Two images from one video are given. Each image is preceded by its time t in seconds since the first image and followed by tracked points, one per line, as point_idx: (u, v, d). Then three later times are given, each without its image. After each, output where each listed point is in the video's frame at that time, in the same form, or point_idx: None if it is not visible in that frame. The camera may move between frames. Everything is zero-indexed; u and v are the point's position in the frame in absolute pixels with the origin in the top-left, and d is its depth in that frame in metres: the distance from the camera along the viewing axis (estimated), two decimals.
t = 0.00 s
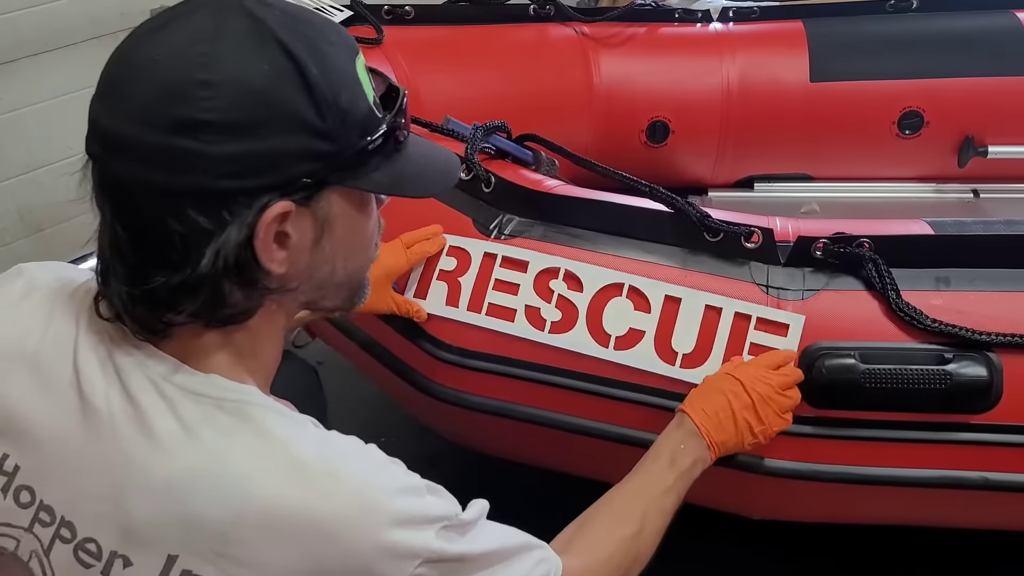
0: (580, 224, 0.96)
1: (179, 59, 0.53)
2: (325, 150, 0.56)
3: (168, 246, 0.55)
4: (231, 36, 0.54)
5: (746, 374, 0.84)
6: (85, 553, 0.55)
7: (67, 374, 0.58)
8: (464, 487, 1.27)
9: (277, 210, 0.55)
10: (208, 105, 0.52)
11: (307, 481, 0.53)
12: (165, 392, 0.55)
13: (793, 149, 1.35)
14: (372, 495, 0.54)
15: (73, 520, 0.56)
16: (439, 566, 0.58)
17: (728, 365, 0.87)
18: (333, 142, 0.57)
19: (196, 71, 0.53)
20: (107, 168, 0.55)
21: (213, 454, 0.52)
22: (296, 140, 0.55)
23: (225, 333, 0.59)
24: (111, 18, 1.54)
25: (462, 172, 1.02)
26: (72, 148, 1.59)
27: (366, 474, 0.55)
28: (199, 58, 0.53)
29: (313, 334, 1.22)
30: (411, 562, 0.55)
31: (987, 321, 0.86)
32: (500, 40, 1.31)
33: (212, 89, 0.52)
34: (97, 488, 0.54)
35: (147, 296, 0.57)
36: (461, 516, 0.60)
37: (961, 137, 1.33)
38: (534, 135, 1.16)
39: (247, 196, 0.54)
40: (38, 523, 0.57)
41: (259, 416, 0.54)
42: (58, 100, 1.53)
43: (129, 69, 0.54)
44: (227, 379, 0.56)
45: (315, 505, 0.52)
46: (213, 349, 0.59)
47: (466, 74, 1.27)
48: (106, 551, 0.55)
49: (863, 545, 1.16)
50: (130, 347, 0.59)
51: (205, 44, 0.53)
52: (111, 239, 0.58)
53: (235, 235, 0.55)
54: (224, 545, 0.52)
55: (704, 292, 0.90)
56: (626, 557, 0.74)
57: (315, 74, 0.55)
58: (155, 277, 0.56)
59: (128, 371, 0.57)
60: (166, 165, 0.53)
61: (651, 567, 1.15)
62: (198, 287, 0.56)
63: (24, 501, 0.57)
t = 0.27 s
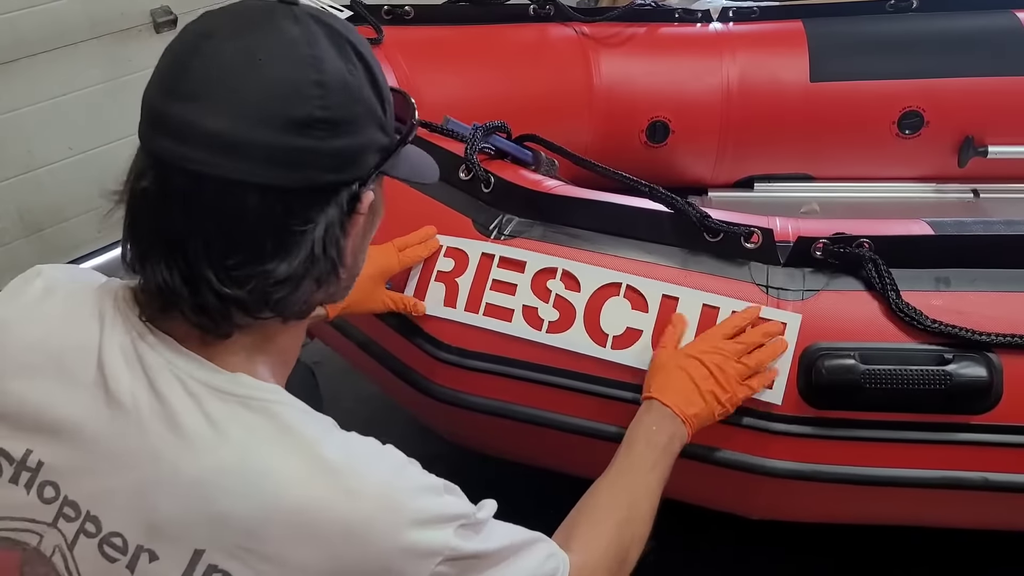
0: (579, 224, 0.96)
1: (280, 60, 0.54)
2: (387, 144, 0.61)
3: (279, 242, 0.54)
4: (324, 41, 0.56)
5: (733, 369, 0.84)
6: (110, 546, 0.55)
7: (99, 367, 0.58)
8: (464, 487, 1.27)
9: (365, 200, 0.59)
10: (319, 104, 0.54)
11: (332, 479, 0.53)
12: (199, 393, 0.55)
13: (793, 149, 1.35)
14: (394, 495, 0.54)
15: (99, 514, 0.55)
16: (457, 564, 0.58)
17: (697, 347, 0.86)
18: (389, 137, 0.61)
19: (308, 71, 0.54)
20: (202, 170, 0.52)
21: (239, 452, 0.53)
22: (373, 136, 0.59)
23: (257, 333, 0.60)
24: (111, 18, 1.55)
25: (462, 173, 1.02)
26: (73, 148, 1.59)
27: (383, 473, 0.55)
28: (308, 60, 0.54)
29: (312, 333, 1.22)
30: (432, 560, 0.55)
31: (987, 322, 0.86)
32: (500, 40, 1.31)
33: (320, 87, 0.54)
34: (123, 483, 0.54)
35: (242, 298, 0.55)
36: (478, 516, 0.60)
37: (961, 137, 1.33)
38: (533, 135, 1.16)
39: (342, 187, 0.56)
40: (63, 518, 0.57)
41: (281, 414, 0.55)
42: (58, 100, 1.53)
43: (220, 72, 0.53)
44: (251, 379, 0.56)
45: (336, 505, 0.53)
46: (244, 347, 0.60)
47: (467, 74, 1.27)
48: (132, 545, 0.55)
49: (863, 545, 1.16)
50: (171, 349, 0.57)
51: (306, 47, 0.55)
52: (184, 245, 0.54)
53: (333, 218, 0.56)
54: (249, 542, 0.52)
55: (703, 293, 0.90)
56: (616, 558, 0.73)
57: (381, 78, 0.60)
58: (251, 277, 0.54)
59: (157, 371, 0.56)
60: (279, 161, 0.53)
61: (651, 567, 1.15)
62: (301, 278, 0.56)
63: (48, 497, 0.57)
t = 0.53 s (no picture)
0: (579, 223, 0.96)
1: (252, 63, 0.53)
2: (365, 148, 0.60)
3: (246, 245, 0.54)
4: (298, 44, 0.55)
5: (729, 387, 0.85)
6: (98, 546, 0.55)
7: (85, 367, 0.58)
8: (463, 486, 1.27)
9: (337, 207, 0.58)
10: (288, 108, 0.54)
11: (322, 477, 0.53)
12: (186, 392, 0.55)
13: (792, 149, 1.35)
14: (384, 489, 0.54)
15: (86, 514, 0.55)
16: (448, 556, 0.58)
17: (687, 369, 0.87)
18: (369, 141, 0.61)
19: (278, 75, 0.54)
20: (171, 172, 0.52)
21: (226, 449, 0.53)
22: (349, 141, 0.58)
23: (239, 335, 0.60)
24: (111, 19, 1.55)
25: (462, 172, 1.02)
26: (73, 148, 1.60)
27: (377, 468, 0.55)
28: (279, 64, 0.54)
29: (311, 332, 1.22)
30: (422, 553, 0.55)
31: (986, 320, 0.86)
32: (499, 40, 1.31)
33: (290, 91, 0.54)
34: (111, 483, 0.54)
35: (210, 299, 0.55)
36: (468, 507, 0.60)
37: (960, 137, 1.33)
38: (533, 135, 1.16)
39: (313, 192, 0.56)
40: (49, 518, 0.57)
41: (268, 412, 0.55)
42: (59, 100, 1.53)
43: (193, 74, 0.53)
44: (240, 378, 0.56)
45: (331, 501, 0.53)
46: (230, 351, 0.60)
47: (466, 74, 1.27)
48: (122, 543, 0.54)
49: (863, 545, 1.16)
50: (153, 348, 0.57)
51: (279, 51, 0.54)
52: (154, 245, 0.54)
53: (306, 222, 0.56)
54: (241, 539, 0.53)
55: (703, 291, 0.90)
56: (620, 555, 0.72)
57: (360, 81, 0.59)
58: (218, 279, 0.55)
59: (141, 370, 0.56)
60: (245, 164, 0.52)
61: (651, 567, 1.15)
62: (271, 281, 0.56)
63: (34, 497, 0.57)
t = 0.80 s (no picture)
0: (580, 225, 0.96)
1: (250, 72, 0.53)
2: (367, 155, 0.59)
3: (247, 258, 0.54)
4: (296, 50, 0.55)
5: (735, 387, 0.85)
6: (88, 569, 0.56)
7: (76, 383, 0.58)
8: (464, 487, 1.27)
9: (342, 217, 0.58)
10: (290, 116, 0.54)
11: (312, 504, 0.53)
12: (176, 411, 0.55)
13: (792, 149, 1.35)
14: (381, 514, 0.55)
15: (77, 536, 0.56)
16: None
17: (692, 368, 0.87)
18: (372, 147, 0.60)
19: (277, 83, 0.53)
20: (168, 185, 0.52)
21: (214, 474, 0.53)
22: (353, 148, 0.58)
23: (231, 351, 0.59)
24: (111, 18, 1.54)
25: (462, 173, 1.02)
26: (73, 148, 1.59)
27: (371, 492, 0.56)
28: (280, 73, 0.54)
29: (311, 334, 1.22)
30: None
31: (987, 323, 0.86)
32: (499, 40, 1.31)
33: (291, 99, 0.54)
34: (102, 506, 0.54)
35: (210, 313, 0.55)
36: (467, 524, 0.60)
37: (961, 137, 1.33)
38: (533, 136, 1.16)
39: (315, 203, 0.56)
40: (41, 539, 0.58)
41: (261, 434, 0.55)
42: (58, 100, 1.53)
43: (190, 85, 0.53)
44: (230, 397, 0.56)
45: (323, 528, 0.53)
46: (224, 366, 0.60)
47: (466, 74, 1.27)
48: (109, 567, 0.55)
49: (862, 545, 1.16)
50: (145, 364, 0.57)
51: (276, 59, 0.54)
52: (152, 260, 0.54)
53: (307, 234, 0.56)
54: (224, 565, 0.53)
55: (703, 294, 0.90)
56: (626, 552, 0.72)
57: (362, 85, 0.58)
58: (218, 293, 0.55)
59: (132, 386, 0.56)
60: (245, 176, 0.52)
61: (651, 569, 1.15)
62: (273, 293, 0.56)
63: (27, 517, 0.58)
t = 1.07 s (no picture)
0: (579, 224, 0.96)
1: (274, 85, 0.54)
2: (375, 166, 0.61)
3: (268, 268, 0.54)
4: (317, 64, 0.56)
5: (735, 386, 0.85)
6: None
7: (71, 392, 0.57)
8: (463, 487, 1.27)
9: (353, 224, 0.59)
10: (314, 128, 0.55)
11: (308, 510, 0.53)
12: (170, 420, 0.55)
13: (792, 149, 1.35)
14: (377, 518, 0.55)
15: (67, 545, 0.55)
16: None
17: (692, 368, 0.87)
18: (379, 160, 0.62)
19: (301, 95, 0.54)
20: (190, 195, 0.52)
21: (208, 482, 0.53)
22: (365, 160, 0.59)
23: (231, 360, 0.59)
24: (111, 18, 1.54)
25: (462, 172, 1.02)
26: (73, 148, 1.59)
27: (366, 496, 0.56)
28: (301, 85, 0.55)
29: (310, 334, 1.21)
30: None
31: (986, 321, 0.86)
32: (499, 40, 1.31)
33: (314, 112, 0.55)
34: (94, 514, 0.54)
35: (229, 323, 0.55)
36: (466, 524, 0.60)
37: (961, 137, 1.33)
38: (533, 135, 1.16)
39: (333, 213, 0.57)
40: (31, 548, 0.57)
41: (256, 440, 0.55)
42: (58, 100, 1.53)
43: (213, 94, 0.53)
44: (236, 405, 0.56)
45: (320, 533, 0.53)
46: (227, 373, 0.60)
47: (466, 74, 1.27)
48: None
49: (862, 546, 1.16)
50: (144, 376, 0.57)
51: (298, 72, 0.55)
52: (168, 271, 0.53)
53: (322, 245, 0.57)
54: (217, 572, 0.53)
55: (703, 293, 0.90)
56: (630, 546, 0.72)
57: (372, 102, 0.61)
58: (239, 302, 0.54)
59: (127, 396, 0.56)
60: (274, 186, 0.53)
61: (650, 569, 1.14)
62: (292, 302, 0.56)
63: (17, 525, 0.57)
